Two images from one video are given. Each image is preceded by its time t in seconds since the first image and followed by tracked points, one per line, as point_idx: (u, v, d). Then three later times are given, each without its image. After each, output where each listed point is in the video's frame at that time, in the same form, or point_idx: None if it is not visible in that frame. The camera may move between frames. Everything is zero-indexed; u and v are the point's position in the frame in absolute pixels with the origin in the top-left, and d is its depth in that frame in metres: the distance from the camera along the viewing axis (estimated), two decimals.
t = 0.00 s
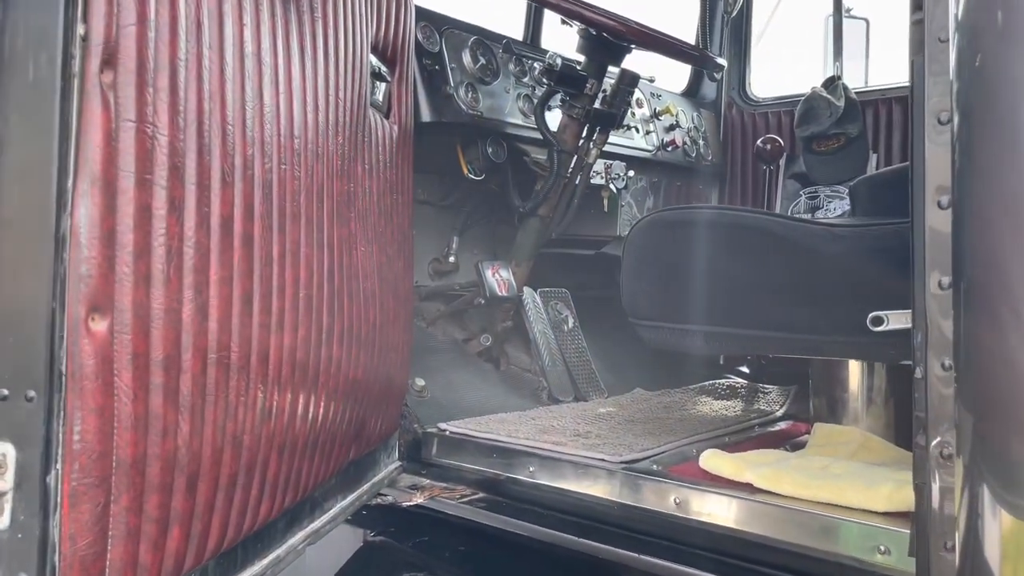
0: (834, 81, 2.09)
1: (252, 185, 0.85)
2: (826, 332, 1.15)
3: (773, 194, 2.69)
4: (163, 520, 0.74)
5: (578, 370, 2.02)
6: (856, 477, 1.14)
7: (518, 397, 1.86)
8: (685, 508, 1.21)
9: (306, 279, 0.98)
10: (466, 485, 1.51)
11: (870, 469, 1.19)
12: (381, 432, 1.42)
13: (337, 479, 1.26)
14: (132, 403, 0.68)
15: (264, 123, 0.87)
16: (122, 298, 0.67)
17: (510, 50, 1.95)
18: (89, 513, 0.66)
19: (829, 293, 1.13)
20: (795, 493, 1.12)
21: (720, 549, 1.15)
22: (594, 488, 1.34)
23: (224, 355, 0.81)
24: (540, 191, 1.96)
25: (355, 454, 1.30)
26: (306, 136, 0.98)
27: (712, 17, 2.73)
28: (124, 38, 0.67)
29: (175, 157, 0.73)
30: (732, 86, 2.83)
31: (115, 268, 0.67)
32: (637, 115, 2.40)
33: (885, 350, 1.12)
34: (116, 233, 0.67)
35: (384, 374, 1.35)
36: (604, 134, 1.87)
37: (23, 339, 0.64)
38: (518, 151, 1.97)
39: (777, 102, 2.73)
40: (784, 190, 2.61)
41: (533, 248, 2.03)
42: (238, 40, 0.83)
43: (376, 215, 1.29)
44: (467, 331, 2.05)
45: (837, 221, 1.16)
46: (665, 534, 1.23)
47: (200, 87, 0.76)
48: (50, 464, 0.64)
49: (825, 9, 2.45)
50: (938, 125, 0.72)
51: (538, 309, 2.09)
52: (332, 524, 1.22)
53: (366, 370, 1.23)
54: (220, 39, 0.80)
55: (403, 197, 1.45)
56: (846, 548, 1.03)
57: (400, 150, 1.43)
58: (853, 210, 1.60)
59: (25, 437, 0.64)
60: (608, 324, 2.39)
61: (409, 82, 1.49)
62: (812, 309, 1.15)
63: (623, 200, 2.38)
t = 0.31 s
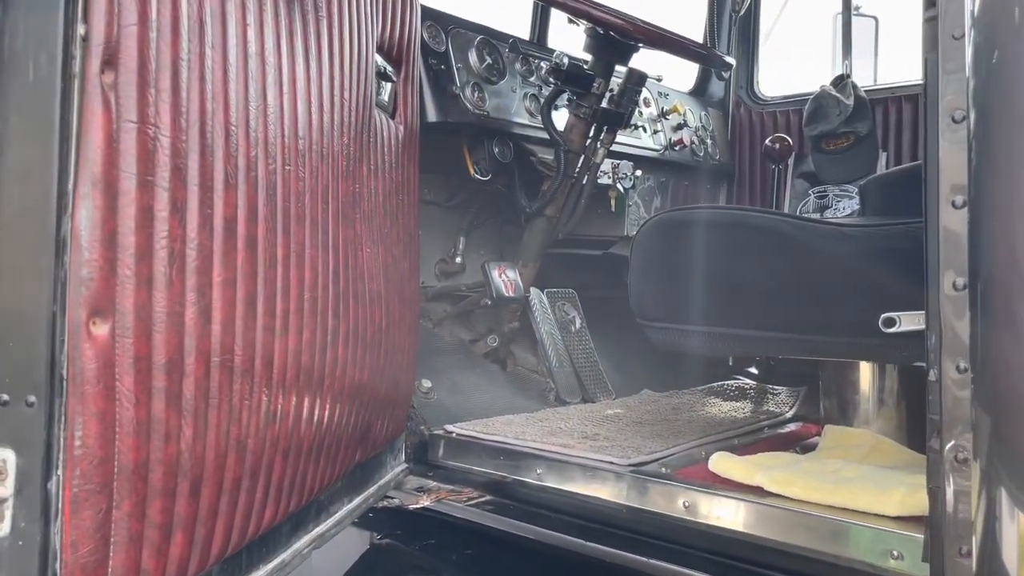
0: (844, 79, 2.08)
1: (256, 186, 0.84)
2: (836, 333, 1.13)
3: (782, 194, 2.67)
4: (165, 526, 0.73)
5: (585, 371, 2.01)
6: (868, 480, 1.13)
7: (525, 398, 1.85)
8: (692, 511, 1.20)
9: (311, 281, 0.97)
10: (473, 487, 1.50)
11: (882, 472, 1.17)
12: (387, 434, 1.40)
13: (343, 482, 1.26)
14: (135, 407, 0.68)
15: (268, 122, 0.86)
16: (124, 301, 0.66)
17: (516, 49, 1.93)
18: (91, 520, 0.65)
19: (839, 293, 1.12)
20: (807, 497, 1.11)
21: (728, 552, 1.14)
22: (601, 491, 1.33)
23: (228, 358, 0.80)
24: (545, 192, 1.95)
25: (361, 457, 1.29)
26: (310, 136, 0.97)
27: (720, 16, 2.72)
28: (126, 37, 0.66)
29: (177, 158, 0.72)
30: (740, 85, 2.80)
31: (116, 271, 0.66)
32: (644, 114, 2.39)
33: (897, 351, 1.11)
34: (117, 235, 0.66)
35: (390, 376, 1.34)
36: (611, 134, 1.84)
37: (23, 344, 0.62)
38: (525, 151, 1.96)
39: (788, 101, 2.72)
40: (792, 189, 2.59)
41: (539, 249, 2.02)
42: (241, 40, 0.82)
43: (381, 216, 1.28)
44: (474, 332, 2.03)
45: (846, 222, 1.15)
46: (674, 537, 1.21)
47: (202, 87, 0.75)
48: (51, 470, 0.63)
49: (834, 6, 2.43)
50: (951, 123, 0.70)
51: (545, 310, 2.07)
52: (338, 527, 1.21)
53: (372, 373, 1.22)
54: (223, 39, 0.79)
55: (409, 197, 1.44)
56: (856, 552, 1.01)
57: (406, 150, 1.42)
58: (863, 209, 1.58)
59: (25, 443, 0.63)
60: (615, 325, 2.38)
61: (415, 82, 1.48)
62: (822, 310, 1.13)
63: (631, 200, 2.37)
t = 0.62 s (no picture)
0: (858, 78, 2.09)
1: (269, 188, 0.83)
2: (855, 334, 1.12)
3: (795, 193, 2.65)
4: (181, 530, 0.72)
5: (597, 371, 2.00)
6: (886, 482, 1.12)
7: (537, 400, 1.84)
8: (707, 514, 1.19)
9: (325, 283, 0.97)
10: (487, 489, 1.49)
11: (902, 475, 1.15)
12: (400, 436, 1.40)
13: (356, 484, 1.25)
14: (150, 410, 0.67)
15: (282, 124, 0.86)
16: (139, 304, 0.66)
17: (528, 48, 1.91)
18: (107, 524, 0.65)
19: (857, 294, 1.11)
20: (826, 500, 1.09)
21: (744, 555, 1.13)
22: (615, 493, 1.32)
23: (243, 361, 0.79)
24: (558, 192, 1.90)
25: (375, 458, 1.29)
26: (323, 138, 0.97)
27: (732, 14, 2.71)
28: (140, 39, 0.66)
29: (191, 160, 0.71)
30: (752, 84, 2.80)
31: (131, 274, 0.65)
32: (656, 113, 2.38)
33: (916, 351, 1.10)
34: (133, 237, 0.66)
35: (403, 378, 1.33)
36: (624, 134, 1.83)
37: (39, 346, 0.63)
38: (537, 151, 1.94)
39: (798, 100, 2.71)
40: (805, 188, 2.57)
41: (551, 249, 1.97)
42: (255, 42, 0.81)
43: (394, 216, 1.27)
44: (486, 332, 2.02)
45: (863, 221, 1.14)
46: (689, 540, 1.20)
47: (216, 89, 0.75)
48: (67, 474, 0.63)
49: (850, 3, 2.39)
50: (972, 121, 0.69)
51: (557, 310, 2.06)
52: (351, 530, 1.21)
53: (385, 375, 1.22)
54: (237, 40, 0.78)
55: (421, 198, 1.43)
56: (874, 556, 1.00)
57: (417, 151, 1.41)
58: (879, 208, 1.57)
59: (42, 447, 0.63)
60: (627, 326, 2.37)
61: (427, 82, 1.47)
62: (840, 311, 1.12)
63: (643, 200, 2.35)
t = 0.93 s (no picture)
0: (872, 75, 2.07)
1: (277, 187, 0.83)
2: (870, 334, 1.10)
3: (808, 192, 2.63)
4: (187, 533, 0.72)
5: (608, 372, 1.99)
6: (902, 485, 1.10)
7: (547, 401, 1.83)
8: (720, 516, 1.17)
9: (334, 284, 0.96)
10: (497, 490, 1.48)
11: (918, 477, 1.14)
12: (410, 437, 1.39)
13: (366, 486, 1.25)
14: (156, 412, 0.67)
15: (289, 123, 0.85)
16: (145, 305, 0.65)
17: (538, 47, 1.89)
18: (113, 527, 0.64)
19: (872, 294, 1.09)
20: (841, 503, 1.08)
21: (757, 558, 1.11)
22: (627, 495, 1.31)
23: (250, 363, 0.79)
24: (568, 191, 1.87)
25: (385, 460, 1.28)
26: (331, 137, 0.96)
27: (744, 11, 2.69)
28: (145, 37, 0.65)
29: (198, 160, 0.71)
30: (764, 82, 2.78)
31: (136, 275, 0.65)
32: (667, 111, 2.36)
33: (933, 352, 1.08)
34: (138, 238, 0.65)
35: (414, 379, 1.33)
36: (634, 133, 1.82)
37: (44, 349, 0.62)
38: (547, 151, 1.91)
39: (812, 98, 2.69)
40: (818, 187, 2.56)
41: (562, 249, 1.95)
42: (261, 40, 0.81)
43: (403, 216, 1.27)
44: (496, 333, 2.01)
45: (879, 219, 1.13)
46: (702, 543, 1.19)
47: (222, 88, 0.74)
48: (72, 477, 0.63)
49: None
50: (990, 117, 0.72)
51: (567, 312, 2.04)
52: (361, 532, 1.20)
53: (395, 376, 1.21)
54: (242, 38, 0.78)
55: (430, 198, 1.43)
56: (890, 559, 0.99)
57: (427, 151, 1.40)
58: (894, 206, 1.55)
59: (46, 449, 0.62)
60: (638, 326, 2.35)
61: (436, 81, 1.46)
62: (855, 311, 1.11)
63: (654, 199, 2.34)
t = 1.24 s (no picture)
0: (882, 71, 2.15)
1: (272, 191, 0.81)
2: (877, 338, 1.08)
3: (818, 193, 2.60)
4: (179, 542, 0.71)
5: (616, 374, 1.97)
6: (912, 491, 1.08)
7: (553, 404, 1.81)
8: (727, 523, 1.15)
9: (331, 289, 0.95)
10: (502, 495, 1.47)
11: (928, 484, 1.12)
12: (413, 442, 1.37)
13: (368, 490, 1.24)
14: (146, 420, 0.66)
15: (285, 128, 0.84)
16: (134, 312, 0.65)
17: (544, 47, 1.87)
18: (102, 537, 0.63)
19: (880, 297, 1.07)
20: (851, 510, 1.06)
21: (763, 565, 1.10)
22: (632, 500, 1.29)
23: (244, 369, 0.78)
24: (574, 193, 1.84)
25: (387, 465, 1.27)
26: (330, 140, 0.95)
27: (754, 10, 2.67)
28: (134, 41, 0.65)
29: (189, 164, 0.70)
30: (774, 81, 2.75)
31: (125, 282, 0.64)
32: (675, 111, 2.34)
33: (942, 355, 1.06)
34: (127, 243, 0.64)
35: (417, 382, 1.32)
36: (641, 132, 1.79)
37: (30, 359, 0.61)
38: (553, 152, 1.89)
39: (822, 96, 2.65)
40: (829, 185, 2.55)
41: (569, 250, 1.92)
42: (257, 43, 0.80)
43: (405, 219, 1.25)
44: (502, 335, 2.00)
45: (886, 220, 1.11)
46: (707, 549, 1.17)
47: (215, 91, 0.73)
48: (59, 487, 0.62)
49: None
50: (1000, 116, 0.71)
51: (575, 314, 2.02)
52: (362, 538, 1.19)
53: (397, 380, 1.20)
54: (237, 41, 0.77)
55: (434, 201, 1.41)
56: (900, 568, 0.97)
57: (429, 152, 1.39)
58: (904, 207, 1.53)
59: (33, 458, 0.61)
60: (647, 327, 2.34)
61: (439, 82, 1.45)
62: (863, 313, 1.08)
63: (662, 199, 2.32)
